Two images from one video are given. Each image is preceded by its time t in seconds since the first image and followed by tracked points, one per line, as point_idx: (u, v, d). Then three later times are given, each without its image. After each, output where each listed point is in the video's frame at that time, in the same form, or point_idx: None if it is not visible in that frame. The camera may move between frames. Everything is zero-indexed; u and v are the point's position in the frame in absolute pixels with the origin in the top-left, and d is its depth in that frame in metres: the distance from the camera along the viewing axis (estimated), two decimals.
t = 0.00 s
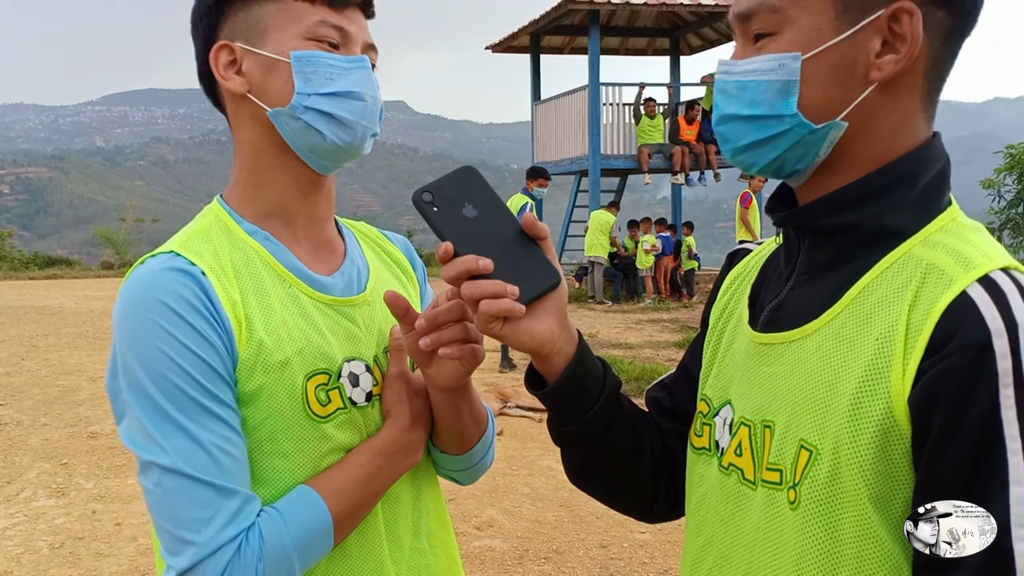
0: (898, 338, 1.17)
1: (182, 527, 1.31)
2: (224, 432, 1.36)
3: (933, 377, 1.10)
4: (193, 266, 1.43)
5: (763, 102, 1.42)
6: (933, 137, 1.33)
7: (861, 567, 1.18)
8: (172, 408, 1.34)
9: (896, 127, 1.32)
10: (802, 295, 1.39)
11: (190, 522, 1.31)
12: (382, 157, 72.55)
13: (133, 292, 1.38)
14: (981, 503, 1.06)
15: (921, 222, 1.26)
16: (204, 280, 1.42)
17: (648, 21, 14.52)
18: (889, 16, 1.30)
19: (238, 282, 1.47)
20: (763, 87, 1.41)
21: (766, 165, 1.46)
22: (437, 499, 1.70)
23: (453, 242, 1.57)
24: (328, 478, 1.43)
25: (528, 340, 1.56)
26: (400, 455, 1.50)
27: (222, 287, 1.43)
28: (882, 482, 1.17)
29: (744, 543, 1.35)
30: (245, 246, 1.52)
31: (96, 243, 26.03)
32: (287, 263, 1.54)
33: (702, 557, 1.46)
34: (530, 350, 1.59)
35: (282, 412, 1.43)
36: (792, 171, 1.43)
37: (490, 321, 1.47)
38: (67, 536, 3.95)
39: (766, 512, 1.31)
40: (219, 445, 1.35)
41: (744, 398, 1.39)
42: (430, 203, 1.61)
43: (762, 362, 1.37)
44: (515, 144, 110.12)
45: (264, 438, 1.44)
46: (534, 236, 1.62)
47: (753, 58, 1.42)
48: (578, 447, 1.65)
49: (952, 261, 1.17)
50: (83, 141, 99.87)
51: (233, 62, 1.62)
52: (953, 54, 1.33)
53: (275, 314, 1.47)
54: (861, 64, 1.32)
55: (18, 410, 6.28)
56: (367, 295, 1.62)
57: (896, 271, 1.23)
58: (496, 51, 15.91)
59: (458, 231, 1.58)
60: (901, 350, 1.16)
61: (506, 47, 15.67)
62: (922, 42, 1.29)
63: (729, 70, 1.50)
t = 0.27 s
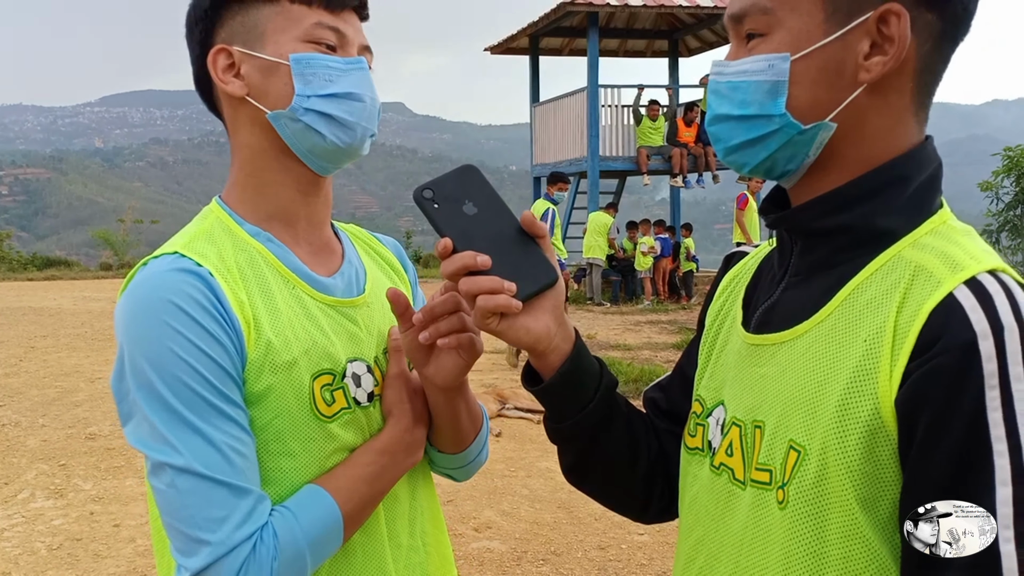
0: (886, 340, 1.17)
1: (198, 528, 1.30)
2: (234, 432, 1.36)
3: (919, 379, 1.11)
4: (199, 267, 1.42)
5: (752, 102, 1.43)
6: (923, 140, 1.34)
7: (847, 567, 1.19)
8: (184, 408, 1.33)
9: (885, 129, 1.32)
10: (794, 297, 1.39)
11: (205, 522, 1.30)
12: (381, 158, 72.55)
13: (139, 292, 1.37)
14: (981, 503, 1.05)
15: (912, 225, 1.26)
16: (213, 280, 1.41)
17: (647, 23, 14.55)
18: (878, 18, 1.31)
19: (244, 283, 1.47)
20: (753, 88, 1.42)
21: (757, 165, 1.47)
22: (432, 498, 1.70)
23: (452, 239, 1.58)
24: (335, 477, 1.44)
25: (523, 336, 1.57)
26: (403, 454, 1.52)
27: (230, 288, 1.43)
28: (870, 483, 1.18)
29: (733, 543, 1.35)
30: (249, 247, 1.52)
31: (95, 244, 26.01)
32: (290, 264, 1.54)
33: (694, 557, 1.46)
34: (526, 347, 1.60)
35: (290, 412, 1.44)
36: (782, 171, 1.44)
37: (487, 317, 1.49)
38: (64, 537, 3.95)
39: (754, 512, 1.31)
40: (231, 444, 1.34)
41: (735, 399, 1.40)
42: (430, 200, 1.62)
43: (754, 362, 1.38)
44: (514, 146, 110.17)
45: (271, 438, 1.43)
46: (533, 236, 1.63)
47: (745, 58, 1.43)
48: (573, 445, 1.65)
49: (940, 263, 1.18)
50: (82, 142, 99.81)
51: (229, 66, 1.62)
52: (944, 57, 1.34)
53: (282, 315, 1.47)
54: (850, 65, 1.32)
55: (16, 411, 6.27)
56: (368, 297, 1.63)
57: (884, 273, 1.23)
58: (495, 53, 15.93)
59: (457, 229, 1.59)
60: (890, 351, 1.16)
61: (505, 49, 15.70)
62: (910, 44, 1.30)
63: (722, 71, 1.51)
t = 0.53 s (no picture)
0: (869, 341, 1.16)
1: (204, 527, 1.28)
2: (238, 430, 1.35)
3: (898, 379, 1.10)
4: (199, 265, 1.41)
5: (739, 102, 1.45)
6: (912, 141, 1.33)
7: (831, 567, 1.18)
8: (187, 407, 1.32)
9: (872, 130, 1.31)
10: (786, 297, 1.39)
11: (211, 520, 1.28)
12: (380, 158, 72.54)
13: (142, 299, 1.34)
14: (982, 502, 1.04)
15: (900, 225, 1.25)
16: (213, 279, 1.41)
17: (646, 23, 14.55)
18: (863, 19, 1.29)
19: (243, 282, 1.46)
20: (739, 87, 1.43)
21: (746, 164, 1.48)
22: (429, 499, 1.70)
23: (449, 237, 1.58)
24: (340, 474, 1.44)
25: (518, 334, 1.56)
26: (405, 451, 1.52)
27: (231, 287, 1.43)
28: (853, 483, 1.17)
29: (725, 542, 1.35)
30: (248, 246, 1.52)
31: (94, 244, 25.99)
32: (289, 263, 1.54)
33: (688, 555, 1.46)
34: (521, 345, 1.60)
35: (292, 411, 1.43)
36: (772, 171, 1.45)
37: (481, 313, 1.50)
38: (62, 538, 3.94)
39: (743, 512, 1.32)
40: (234, 442, 1.33)
41: (727, 399, 1.40)
42: (428, 200, 1.62)
43: (745, 362, 1.38)
44: (513, 146, 110.20)
45: (272, 437, 1.43)
46: (528, 233, 1.63)
47: (735, 58, 1.44)
48: (570, 442, 1.65)
49: (924, 264, 1.17)
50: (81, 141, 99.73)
51: (226, 64, 1.62)
52: (934, 59, 1.32)
53: (283, 315, 1.47)
54: (835, 67, 1.32)
55: (15, 411, 6.26)
56: (366, 297, 1.64)
57: (870, 275, 1.22)
58: (495, 53, 15.94)
59: (453, 228, 1.59)
60: (872, 352, 1.16)
61: (504, 49, 15.70)
62: (896, 45, 1.28)
63: (712, 70, 1.52)
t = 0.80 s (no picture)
0: (851, 339, 1.16)
1: (190, 521, 1.29)
2: (229, 426, 1.35)
3: (878, 376, 1.10)
4: (194, 262, 1.42)
5: (727, 99, 1.45)
6: (900, 141, 1.32)
7: (814, 566, 1.18)
8: (177, 402, 1.33)
9: (858, 131, 1.31)
10: (775, 296, 1.39)
11: (197, 515, 1.29)
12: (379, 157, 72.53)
13: (138, 291, 1.36)
14: (981, 501, 1.02)
15: (884, 225, 1.25)
16: (208, 276, 1.42)
17: (644, 23, 14.55)
18: (849, 20, 1.29)
19: (238, 280, 1.47)
20: (728, 84, 1.44)
21: (734, 161, 1.49)
22: (429, 500, 1.69)
23: (446, 236, 1.58)
24: (332, 473, 1.43)
25: (514, 333, 1.57)
26: (398, 452, 1.51)
27: (225, 284, 1.43)
28: (835, 481, 1.17)
29: (714, 540, 1.35)
30: (245, 244, 1.52)
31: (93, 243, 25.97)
32: (285, 261, 1.54)
33: (678, 554, 1.46)
34: (516, 344, 1.60)
35: (284, 409, 1.43)
36: (759, 168, 1.45)
37: (477, 312, 1.51)
38: (60, 537, 3.94)
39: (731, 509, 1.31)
40: (224, 438, 1.34)
41: (717, 397, 1.40)
42: (428, 200, 1.62)
43: (734, 361, 1.38)
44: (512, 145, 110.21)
45: (265, 435, 1.43)
46: (526, 235, 1.62)
47: (725, 55, 1.44)
48: (566, 440, 1.65)
49: (906, 262, 1.17)
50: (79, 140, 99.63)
51: (201, 79, 1.65)
52: (923, 62, 1.31)
53: (278, 312, 1.47)
54: (821, 67, 1.32)
55: (13, 410, 6.26)
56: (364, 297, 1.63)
57: (854, 274, 1.22)
58: (494, 52, 15.93)
59: (450, 227, 1.59)
60: (853, 350, 1.15)
61: (503, 48, 15.69)
62: (881, 46, 1.27)
63: (703, 66, 1.51)
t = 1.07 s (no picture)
0: (847, 336, 1.16)
1: (160, 513, 1.33)
2: (206, 422, 1.37)
3: (873, 372, 1.11)
4: (180, 258, 1.46)
5: (722, 88, 1.46)
6: (894, 141, 1.31)
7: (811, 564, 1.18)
8: (153, 396, 1.37)
9: (852, 129, 1.31)
10: (769, 294, 1.40)
11: (167, 509, 1.33)
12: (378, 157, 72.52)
13: (123, 285, 1.41)
14: (979, 501, 1.02)
15: (880, 223, 1.25)
16: (190, 272, 1.45)
17: (643, 22, 14.56)
18: (845, 18, 1.29)
19: (224, 278, 1.49)
20: (724, 73, 1.45)
21: (725, 151, 1.49)
22: (437, 495, 1.67)
23: (441, 236, 1.58)
24: (312, 470, 1.43)
25: (509, 331, 1.59)
26: (385, 450, 1.48)
27: (208, 281, 1.46)
28: (831, 477, 1.17)
29: (708, 538, 1.36)
30: (236, 243, 1.54)
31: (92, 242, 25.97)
32: (275, 259, 1.55)
33: (676, 553, 1.47)
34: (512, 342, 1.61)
35: (266, 407, 1.44)
36: (749, 160, 1.46)
37: (474, 311, 1.51)
38: (59, 535, 3.94)
39: (726, 506, 1.32)
40: (199, 434, 1.36)
41: (713, 396, 1.41)
42: (421, 201, 1.62)
43: (731, 359, 1.38)
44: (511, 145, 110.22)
45: (248, 432, 1.44)
46: (519, 233, 1.63)
47: (725, 44, 1.45)
48: (560, 437, 1.65)
49: (902, 260, 1.17)
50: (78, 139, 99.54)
51: (189, 94, 1.72)
52: (920, 66, 1.29)
53: (262, 309, 1.48)
54: (815, 62, 1.32)
55: (13, 409, 6.26)
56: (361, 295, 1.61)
57: (851, 272, 1.22)
58: (493, 51, 15.92)
59: (445, 226, 1.60)
60: (849, 347, 1.16)
61: (502, 47, 15.69)
62: (875, 45, 1.27)
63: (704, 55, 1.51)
